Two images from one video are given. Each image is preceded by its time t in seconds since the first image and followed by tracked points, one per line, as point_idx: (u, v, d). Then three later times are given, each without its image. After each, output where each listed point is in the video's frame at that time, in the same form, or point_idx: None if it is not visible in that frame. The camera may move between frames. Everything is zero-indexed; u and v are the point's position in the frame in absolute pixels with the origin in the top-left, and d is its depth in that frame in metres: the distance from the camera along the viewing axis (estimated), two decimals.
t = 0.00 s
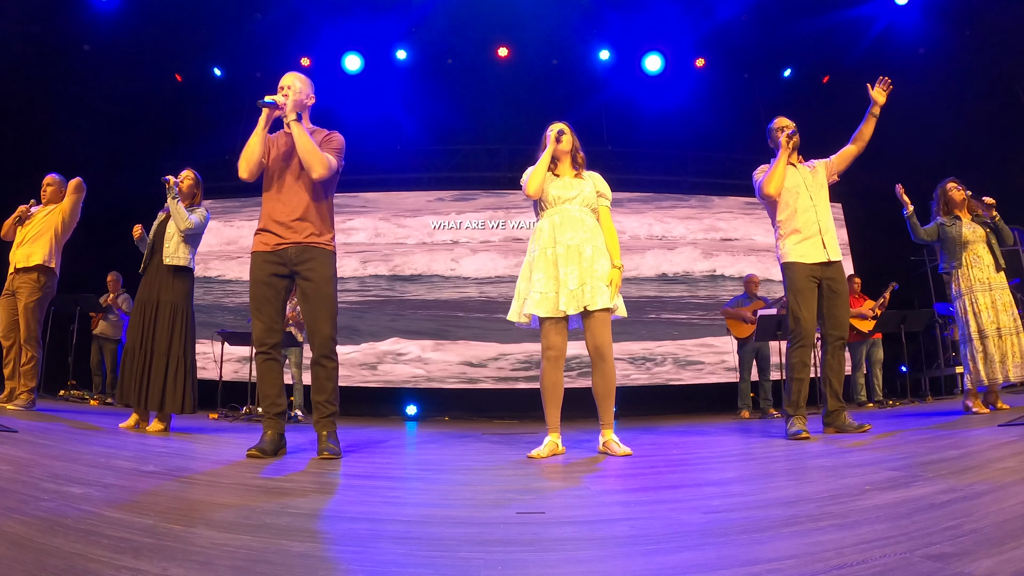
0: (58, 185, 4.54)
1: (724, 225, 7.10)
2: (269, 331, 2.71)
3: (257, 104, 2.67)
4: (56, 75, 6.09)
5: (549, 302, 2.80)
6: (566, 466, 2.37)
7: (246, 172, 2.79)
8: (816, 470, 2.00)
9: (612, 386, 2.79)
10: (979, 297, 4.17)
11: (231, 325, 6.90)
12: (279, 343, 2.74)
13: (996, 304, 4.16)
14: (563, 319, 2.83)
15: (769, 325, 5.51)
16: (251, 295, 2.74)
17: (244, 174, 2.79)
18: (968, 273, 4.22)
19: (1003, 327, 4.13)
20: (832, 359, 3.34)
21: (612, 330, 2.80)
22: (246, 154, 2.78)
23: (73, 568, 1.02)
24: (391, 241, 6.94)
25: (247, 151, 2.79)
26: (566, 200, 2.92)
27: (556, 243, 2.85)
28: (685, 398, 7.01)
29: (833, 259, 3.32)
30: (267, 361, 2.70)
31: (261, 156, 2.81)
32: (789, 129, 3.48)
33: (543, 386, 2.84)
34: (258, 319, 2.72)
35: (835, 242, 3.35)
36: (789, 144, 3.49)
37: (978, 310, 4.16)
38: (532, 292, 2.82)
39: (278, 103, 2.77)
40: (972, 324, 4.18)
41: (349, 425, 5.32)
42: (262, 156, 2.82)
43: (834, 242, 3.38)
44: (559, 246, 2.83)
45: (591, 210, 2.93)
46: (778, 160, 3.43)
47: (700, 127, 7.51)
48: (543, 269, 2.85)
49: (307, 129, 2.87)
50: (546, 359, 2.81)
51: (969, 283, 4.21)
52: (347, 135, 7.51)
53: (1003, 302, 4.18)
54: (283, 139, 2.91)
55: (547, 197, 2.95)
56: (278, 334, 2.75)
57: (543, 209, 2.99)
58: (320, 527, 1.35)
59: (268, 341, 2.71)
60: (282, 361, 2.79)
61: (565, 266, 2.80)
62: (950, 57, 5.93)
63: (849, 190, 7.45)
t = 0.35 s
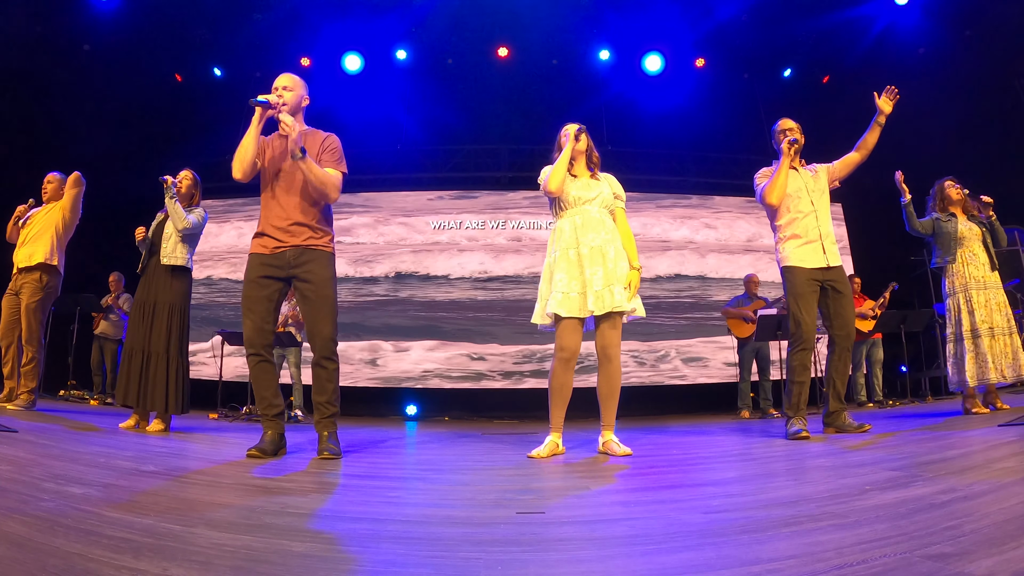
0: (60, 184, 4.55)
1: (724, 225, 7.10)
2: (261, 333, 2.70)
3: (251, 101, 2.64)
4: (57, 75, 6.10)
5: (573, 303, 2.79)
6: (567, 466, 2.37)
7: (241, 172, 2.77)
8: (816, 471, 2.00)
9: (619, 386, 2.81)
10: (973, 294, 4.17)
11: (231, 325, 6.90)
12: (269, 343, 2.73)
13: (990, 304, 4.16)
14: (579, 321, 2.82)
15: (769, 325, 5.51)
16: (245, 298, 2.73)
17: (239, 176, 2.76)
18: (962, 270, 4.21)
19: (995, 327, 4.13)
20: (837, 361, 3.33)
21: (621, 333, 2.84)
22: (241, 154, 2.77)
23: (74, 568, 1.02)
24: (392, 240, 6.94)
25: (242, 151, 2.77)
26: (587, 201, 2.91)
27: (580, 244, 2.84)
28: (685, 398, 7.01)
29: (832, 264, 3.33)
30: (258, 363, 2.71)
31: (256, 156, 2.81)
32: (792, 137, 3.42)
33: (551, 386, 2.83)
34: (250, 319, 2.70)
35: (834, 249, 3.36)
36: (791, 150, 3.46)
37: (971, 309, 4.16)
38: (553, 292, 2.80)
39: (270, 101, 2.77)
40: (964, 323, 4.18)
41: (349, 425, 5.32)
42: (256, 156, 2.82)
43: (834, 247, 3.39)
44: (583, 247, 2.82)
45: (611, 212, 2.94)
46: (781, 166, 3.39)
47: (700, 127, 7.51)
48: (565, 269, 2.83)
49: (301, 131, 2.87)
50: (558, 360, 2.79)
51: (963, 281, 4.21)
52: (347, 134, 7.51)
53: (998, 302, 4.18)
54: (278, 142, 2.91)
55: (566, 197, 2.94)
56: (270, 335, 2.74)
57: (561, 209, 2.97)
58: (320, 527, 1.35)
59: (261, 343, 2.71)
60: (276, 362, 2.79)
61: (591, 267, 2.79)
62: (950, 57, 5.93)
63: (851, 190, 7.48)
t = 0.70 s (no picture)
0: (58, 184, 4.55)
1: (724, 225, 7.10)
2: (264, 332, 2.70)
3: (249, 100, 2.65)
4: (57, 75, 6.10)
5: (582, 304, 2.78)
6: (567, 466, 2.37)
7: (239, 169, 2.79)
8: (816, 471, 2.00)
9: (620, 386, 2.79)
10: (975, 292, 4.17)
11: (231, 326, 6.89)
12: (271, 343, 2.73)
13: (990, 303, 4.16)
14: (581, 322, 2.83)
15: (769, 325, 5.51)
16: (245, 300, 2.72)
17: (238, 173, 2.80)
18: (964, 268, 4.20)
19: (995, 327, 4.12)
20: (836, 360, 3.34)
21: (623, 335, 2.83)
22: (240, 151, 2.79)
23: (74, 568, 1.02)
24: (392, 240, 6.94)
25: (241, 149, 2.80)
26: (593, 201, 2.92)
27: (587, 244, 2.84)
28: (685, 398, 7.02)
29: (835, 262, 3.32)
30: (262, 364, 2.70)
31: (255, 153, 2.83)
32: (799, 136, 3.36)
33: (552, 386, 2.83)
34: (252, 319, 2.70)
35: (837, 246, 3.35)
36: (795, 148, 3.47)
37: (971, 306, 4.16)
38: (562, 292, 2.79)
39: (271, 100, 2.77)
40: (964, 321, 4.17)
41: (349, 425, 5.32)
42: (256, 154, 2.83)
43: (836, 245, 3.38)
44: (590, 248, 2.82)
45: (615, 212, 2.96)
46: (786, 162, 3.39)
47: (700, 127, 7.51)
48: (573, 270, 2.82)
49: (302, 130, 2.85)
50: (559, 360, 2.80)
51: (965, 279, 4.20)
52: (347, 134, 7.51)
53: (995, 302, 4.20)
54: (279, 140, 2.91)
55: (574, 197, 2.93)
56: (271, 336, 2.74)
57: (568, 209, 2.95)
58: (320, 527, 1.35)
59: (262, 343, 2.69)
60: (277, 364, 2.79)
61: (600, 267, 2.78)
62: (950, 57, 5.93)
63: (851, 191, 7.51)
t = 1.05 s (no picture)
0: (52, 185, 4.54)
1: (724, 225, 7.10)
2: (269, 332, 2.70)
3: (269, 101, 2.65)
4: (57, 74, 6.10)
5: (574, 303, 2.78)
6: (567, 466, 2.36)
7: (253, 169, 2.79)
8: (817, 471, 2.00)
9: (617, 386, 2.82)
10: (981, 292, 4.18)
11: (230, 326, 6.89)
12: (275, 343, 2.72)
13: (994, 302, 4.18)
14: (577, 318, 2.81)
15: (770, 325, 5.51)
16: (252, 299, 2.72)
17: (252, 173, 2.79)
18: (970, 268, 4.21)
19: (1000, 326, 4.14)
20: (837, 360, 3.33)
21: (619, 333, 2.83)
22: (255, 152, 2.79)
23: (73, 568, 1.02)
24: (392, 241, 6.94)
25: (256, 149, 2.80)
26: (587, 200, 2.91)
27: (579, 243, 2.84)
28: (685, 399, 7.02)
29: (838, 262, 3.32)
30: (264, 363, 2.68)
31: (269, 155, 2.82)
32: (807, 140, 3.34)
33: (548, 385, 2.83)
34: (257, 318, 2.70)
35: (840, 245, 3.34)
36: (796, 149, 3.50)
37: (978, 306, 4.16)
38: (554, 291, 2.79)
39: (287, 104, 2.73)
40: (972, 320, 4.16)
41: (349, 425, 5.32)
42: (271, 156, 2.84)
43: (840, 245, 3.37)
44: (582, 246, 2.83)
45: (609, 211, 2.94)
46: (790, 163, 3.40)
47: (700, 127, 7.51)
48: (566, 268, 2.82)
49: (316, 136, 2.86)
50: (554, 358, 2.78)
51: (971, 279, 4.20)
52: (347, 134, 7.50)
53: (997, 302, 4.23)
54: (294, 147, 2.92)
55: (567, 197, 2.93)
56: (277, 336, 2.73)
57: (562, 208, 2.96)
58: (321, 527, 1.35)
59: (266, 343, 2.69)
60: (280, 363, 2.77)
61: (590, 267, 2.79)
62: (950, 57, 5.93)
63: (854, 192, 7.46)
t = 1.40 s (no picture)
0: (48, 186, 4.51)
1: (724, 225, 7.10)
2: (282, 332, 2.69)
3: (295, 105, 2.71)
4: (58, 74, 6.12)
5: (555, 303, 2.80)
6: (566, 466, 2.36)
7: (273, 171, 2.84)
8: (816, 470, 2.00)
9: (612, 388, 2.78)
10: (987, 291, 4.17)
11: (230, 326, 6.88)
12: (291, 343, 2.72)
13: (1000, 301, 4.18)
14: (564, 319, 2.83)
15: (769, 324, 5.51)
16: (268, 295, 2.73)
17: (272, 175, 2.84)
18: (975, 268, 4.20)
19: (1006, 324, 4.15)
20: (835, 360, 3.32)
21: (610, 331, 2.81)
22: (277, 156, 2.83)
23: (72, 568, 1.02)
24: (392, 241, 6.93)
25: (278, 152, 2.85)
26: (568, 201, 2.91)
27: (560, 243, 2.84)
28: (685, 399, 7.02)
29: (837, 263, 3.33)
30: (275, 361, 2.68)
31: (290, 159, 2.87)
32: (821, 155, 3.26)
33: (542, 386, 2.84)
34: (274, 319, 2.71)
35: (839, 245, 3.34)
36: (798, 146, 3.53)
37: (985, 305, 4.15)
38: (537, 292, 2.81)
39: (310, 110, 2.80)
40: (979, 319, 4.15)
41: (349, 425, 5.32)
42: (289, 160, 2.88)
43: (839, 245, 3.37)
44: (562, 246, 2.83)
45: (592, 209, 2.92)
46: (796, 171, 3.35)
47: (700, 127, 7.51)
48: (547, 269, 2.84)
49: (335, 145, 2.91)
50: (546, 359, 2.81)
51: (976, 278, 4.19)
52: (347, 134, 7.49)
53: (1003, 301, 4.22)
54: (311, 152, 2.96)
55: (549, 199, 2.95)
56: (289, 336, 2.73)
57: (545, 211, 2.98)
58: (320, 527, 1.35)
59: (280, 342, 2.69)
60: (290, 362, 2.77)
61: (569, 266, 2.79)
62: (949, 57, 5.93)
63: (853, 190, 7.45)
